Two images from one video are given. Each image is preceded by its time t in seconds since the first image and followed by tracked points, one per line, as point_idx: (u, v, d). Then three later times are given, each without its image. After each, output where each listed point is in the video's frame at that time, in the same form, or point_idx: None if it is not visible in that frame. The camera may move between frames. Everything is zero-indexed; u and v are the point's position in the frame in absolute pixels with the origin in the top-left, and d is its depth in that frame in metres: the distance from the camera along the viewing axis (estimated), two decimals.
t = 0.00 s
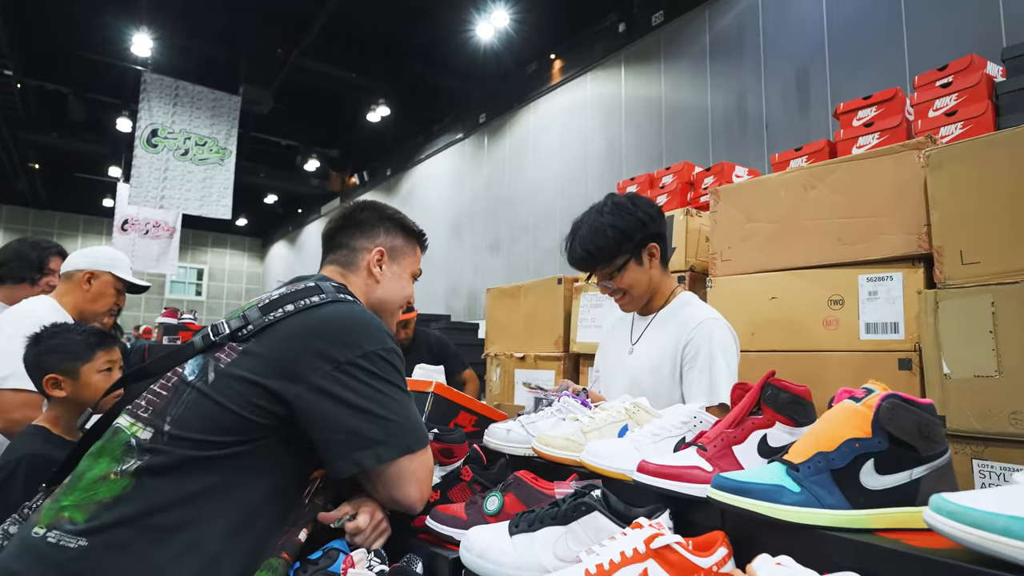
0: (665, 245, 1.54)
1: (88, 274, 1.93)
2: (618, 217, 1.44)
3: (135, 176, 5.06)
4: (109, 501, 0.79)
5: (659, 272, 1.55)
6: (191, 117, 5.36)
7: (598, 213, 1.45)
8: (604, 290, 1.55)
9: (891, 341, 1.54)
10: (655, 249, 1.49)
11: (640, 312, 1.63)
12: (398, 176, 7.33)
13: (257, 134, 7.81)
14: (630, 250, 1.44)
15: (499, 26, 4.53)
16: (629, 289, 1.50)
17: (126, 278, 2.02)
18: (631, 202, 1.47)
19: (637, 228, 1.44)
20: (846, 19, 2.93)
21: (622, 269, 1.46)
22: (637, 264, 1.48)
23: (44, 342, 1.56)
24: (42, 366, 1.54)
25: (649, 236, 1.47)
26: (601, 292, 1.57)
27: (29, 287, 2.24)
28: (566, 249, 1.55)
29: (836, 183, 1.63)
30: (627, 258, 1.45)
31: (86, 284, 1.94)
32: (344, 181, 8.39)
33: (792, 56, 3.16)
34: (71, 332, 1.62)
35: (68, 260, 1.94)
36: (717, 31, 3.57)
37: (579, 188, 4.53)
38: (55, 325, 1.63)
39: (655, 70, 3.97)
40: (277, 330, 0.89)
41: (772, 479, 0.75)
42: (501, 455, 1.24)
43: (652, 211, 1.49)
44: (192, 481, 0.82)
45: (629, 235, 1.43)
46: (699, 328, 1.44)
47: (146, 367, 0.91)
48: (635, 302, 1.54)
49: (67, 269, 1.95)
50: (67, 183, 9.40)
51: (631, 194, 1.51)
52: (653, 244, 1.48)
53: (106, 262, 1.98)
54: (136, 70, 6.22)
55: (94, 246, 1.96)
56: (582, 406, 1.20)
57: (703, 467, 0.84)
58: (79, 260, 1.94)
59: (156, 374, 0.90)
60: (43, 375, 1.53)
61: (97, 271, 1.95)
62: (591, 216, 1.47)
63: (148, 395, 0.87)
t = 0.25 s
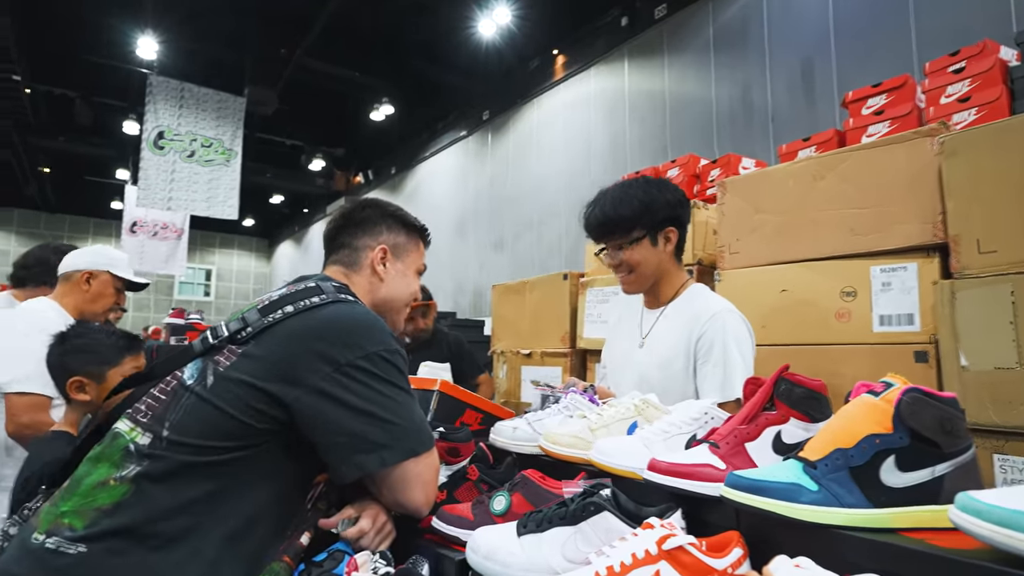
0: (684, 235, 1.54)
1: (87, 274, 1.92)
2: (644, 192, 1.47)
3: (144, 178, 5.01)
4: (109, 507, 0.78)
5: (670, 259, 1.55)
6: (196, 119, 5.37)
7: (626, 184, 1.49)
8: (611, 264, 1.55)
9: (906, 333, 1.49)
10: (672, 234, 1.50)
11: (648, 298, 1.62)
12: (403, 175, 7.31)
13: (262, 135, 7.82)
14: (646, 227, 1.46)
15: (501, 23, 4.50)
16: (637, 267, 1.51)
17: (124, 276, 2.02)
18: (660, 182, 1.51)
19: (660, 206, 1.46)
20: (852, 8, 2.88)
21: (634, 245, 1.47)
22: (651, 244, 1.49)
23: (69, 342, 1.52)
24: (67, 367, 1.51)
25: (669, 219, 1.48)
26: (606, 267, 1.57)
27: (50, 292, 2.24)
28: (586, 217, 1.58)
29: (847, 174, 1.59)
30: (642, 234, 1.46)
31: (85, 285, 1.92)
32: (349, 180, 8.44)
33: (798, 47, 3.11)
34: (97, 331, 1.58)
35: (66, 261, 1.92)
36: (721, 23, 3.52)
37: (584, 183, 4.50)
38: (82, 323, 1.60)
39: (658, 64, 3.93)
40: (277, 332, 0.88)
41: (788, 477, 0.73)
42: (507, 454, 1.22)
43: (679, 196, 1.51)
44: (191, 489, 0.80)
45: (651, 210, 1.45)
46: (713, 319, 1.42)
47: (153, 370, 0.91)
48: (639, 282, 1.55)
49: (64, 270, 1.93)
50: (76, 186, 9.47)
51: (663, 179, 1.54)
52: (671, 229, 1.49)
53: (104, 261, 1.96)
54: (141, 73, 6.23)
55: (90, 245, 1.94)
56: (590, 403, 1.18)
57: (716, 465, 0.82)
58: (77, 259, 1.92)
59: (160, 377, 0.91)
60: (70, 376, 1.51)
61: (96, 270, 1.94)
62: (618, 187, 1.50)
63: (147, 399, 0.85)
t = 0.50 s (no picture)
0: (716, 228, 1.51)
1: (106, 272, 1.95)
2: (683, 176, 1.45)
3: (174, 180, 5.12)
4: (126, 504, 0.78)
5: (697, 251, 1.51)
6: (223, 121, 5.46)
7: (667, 167, 1.47)
8: (636, 246, 1.53)
9: (939, 327, 1.43)
10: (703, 223, 1.47)
11: (671, 287, 1.60)
12: (425, 173, 7.34)
13: (287, 136, 7.93)
14: (678, 212, 1.43)
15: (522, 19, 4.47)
16: (662, 252, 1.48)
17: (142, 273, 2.05)
18: (701, 169, 1.48)
19: (696, 194, 1.43)
20: None
21: (664, 228, 1.45)
22: (682, 231, 1.46)
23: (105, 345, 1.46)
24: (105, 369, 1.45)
25: (703, 208, 1.45)
26: (632, 249, 1.55)
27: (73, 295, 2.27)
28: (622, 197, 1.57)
29: (876, 161, 1.54)
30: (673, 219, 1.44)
31: (104, 284, 1.96)
32: (373, 179, 8.23)
33: (825, 34, 3.02)
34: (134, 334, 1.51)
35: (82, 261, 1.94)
36: (746, 13, 3.44)
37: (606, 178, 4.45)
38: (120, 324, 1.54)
39: (681, 56, 3.85)
40: (289, 328, 0.88)
41: (813, 476, 0.71)
42: (525, 451, 1.21)
43: (717, 187, 1.48)
44: (207, 486, 0.81)
45: (686, 195, 1.43)
46: (737, 313, 1.38)
47: (163, 370, 0.90)
48: (663, 268, 1.52)
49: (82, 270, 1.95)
50: (111, 189, 9.73)
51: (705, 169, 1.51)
52: (703, 218, 1.46)
53: (121, 259, 1.99)
54: (170, 78, 6.37)
55: (105, 244, 1.97)
56: (609, 399, 1.15)
57: (737, 463, 0.79)
58: (94, 259, 1.95)
59: (171, 378, 0.90)
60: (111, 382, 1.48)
61: (114, 269, 1.97)
62: (657, 167, 1.48)
63: (164, 397, 0.86)
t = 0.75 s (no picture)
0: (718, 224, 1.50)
1: (103, 272, 1.95)
2: (686, 169, 1.45)
3: (176, 180, 5.12)
4: (116, 506, 0.79)
5: (698, 246, 1.50)
6: (225, 121, 5.46)
7: (669, 161, 1.48)
8: (637, 240, 1.52)
9: (938, 323, 1.42)
10: (706, 216, 1.46)
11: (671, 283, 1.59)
12: (426, 171, 7.34)
13: (288, 135, 7.93)
14: (681, 204, 1.43)
15: (522, 18, 4.45)
16: (664, 245, 1.47)
17: (138, 272, 2.06)
18: (705, 163, 1.48)
19: (698, 187, 1.43)
20: None
21: (666, 220, 1.44)
22: (685, 223, 1.45)
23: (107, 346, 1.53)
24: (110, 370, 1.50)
25: (705, 201, 1.45)
26: (632, 244, 1.54)
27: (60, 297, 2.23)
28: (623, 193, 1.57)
29: (875, 157, 1.53)
30: (675, 211, 1.43)
31: (101, 283, 1.96)
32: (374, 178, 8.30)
33: (825, 30, 3.00)
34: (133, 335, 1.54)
35: (77, 260, 1.93)
36: (746, 11, 3.42)
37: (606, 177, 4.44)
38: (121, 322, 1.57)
39: (681, 54, 3.84)
40: (283, 325, 0.88)
41: (810, 473, 0.71)
42: (523, 449, 1.21)
43: (719, 182, 1.48)
44: (198, 486, 0.81)
45: (689, 187, 1.42)
46: (740, 312, 1.37)
47: (155, 367, 0.89)
48: (665, 261, 1.51)
49: (77, 269, 1.95)
50: (114, 189, 9.77)
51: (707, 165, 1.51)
52: (705, 212, 1.45)
53: (118, 258, 1.99)
54: (172, 78, 6.38)
55: (101, 243, 1.97)
56: (605, 396, 1.15)
57: (733, 461, 0.79)
58: (90, 258, 1.94)
59: (164, 375, 0.89)
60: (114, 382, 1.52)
61: (111, 268, 1.97)
62: (661, 161, 1.48)
63: (156, 395, 0.86)
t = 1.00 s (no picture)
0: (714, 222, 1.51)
1: (110, 273, 1.96)
2: (682, 168, 1.46)
3: (181, 179, 5.15)
4: (116, 501, 0.80)
5: (694, 245, 1.51)
6: (230, 121, 5.48)
7: (665, 159, 1.49)
8: (633, 238, 1.52)
9: (938, 322, 1.41)
10: (702, 214, 1.46)
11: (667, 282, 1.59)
12: (429, 171, 7.34)
13: (293, 135, 7.96)
14: (678, 201, 1.44)
15: (524, 18, 4.44)
16: (661, 242, 1.47)
17: (141, 272, 2.06)
18: (700, 164, 1.50)
19: (695, 184, 1.44)
20: None
21: (662, 217, 1.45)
22: (681, 220, 1.46)
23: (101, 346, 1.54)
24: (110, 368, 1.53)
25: (701, 199, 1.46)
26: (628, 242, 1.54)
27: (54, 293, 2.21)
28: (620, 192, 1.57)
29: (876, 155, 1.52)
30: (671, 208, 1.44)
31: (107, 283, 1.97)
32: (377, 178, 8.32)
33: (826, 30, 2.98)
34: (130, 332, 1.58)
35: (82, 259, 1.93)
36: (747, 11, 3.41)
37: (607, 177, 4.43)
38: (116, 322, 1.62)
39: (682, 54, 3.82)
40: (281, 321, 0.88)
41: (809, 473, 0.71)
42: (522, 447, 1.21)
43: (714, 181, 1.49)
44: (196, 483, 0.83)
45: (686, 184, 1.43)
46: (739, 310, 1.37)
47: (154, 364, 0.91)
48: (663, 259, 1.51)
49: (81, 268, 1.95)
50: (121, 189, 9.83)
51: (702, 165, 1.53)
52: (701, 209, 1.46)
53: (122, 258, 1.99)
54: (177, 78, 6.41)
55: (106, 242, 1.97)
56: (604, 394, 1.15)
57: (732, 460, 0.79)
58: (94, 258, 1.94)
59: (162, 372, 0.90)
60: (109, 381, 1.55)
61: (116, 269, 1.98)
62: (657, 160, 1.49)
63: (155, 391, 0.87)
